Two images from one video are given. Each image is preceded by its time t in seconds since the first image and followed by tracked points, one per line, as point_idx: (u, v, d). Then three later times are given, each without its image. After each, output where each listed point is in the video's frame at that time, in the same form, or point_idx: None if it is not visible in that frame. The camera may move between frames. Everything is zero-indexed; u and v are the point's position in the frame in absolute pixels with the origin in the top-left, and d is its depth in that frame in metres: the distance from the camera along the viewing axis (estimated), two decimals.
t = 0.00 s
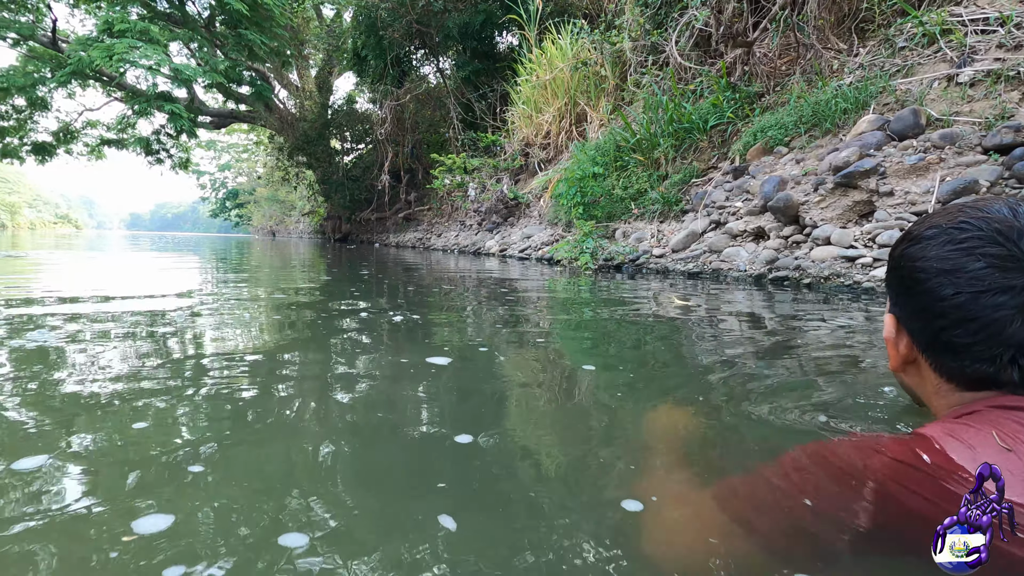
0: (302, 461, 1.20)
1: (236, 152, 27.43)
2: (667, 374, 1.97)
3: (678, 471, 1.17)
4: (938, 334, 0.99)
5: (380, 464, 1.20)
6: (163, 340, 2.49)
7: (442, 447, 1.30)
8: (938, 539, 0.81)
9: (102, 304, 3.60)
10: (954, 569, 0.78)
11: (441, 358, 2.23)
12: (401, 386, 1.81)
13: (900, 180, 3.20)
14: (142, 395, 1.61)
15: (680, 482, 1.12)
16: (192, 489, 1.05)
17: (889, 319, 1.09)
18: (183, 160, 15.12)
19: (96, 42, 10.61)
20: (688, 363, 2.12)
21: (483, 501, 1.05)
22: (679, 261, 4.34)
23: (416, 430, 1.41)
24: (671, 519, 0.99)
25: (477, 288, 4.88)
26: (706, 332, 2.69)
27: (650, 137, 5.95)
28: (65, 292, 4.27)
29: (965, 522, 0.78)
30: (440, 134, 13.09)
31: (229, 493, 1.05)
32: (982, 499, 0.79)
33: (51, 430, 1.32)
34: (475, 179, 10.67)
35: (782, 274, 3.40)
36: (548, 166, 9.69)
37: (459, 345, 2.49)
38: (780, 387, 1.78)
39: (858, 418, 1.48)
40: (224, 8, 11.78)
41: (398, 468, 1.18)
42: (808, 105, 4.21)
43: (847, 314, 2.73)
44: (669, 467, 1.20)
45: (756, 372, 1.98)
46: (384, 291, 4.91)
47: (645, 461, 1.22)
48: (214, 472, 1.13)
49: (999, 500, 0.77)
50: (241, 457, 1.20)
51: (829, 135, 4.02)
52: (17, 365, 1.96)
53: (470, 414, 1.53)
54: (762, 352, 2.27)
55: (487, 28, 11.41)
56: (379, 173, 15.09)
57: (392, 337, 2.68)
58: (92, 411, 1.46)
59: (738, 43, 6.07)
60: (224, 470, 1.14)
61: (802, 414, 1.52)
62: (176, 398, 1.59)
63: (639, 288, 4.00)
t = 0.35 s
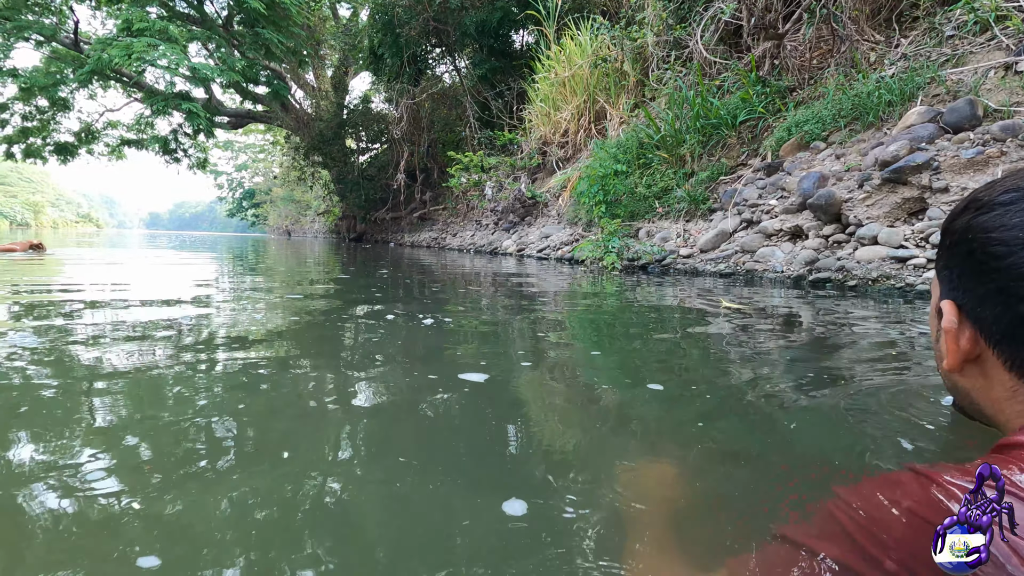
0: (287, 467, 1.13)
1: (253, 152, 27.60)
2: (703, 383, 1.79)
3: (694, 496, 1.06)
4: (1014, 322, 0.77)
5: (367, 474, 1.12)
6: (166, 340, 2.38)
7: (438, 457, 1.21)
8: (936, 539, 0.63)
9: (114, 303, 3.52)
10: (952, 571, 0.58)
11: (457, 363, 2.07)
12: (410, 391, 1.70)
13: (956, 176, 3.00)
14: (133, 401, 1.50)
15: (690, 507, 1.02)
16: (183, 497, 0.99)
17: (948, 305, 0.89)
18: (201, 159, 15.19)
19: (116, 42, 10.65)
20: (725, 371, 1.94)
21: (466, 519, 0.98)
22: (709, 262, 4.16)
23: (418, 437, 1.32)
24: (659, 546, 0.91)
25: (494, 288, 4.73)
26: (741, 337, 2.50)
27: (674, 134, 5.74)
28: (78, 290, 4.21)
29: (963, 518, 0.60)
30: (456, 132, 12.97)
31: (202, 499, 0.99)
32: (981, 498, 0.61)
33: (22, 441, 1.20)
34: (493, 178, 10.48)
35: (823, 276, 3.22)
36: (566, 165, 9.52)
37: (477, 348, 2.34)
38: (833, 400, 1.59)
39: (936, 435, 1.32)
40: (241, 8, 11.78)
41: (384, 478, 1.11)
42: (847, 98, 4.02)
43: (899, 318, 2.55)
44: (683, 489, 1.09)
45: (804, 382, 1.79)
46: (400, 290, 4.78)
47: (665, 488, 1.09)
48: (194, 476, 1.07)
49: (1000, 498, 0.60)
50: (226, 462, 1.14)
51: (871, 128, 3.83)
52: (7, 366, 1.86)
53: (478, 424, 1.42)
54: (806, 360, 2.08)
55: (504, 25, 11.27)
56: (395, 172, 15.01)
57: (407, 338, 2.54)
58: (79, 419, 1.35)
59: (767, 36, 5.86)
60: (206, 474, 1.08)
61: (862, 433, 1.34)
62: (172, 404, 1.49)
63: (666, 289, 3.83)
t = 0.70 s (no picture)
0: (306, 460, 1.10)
1: (269, 152, 27.79)
2: (745, 385, 1.68)
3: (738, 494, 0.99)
4: None
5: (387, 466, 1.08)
6: (182, 338, 2.32)
7: (462, 450, 1.17)
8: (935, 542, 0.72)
9: (130, 301, 3.48)
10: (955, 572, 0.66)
11: (481, 361, 1.99)
12: (432, 387, 1.63)
13: (1007, 172, 2.86)
14: (144, 397, 1.43)
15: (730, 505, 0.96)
16: (203, 490, 0.96)
17: None
18: (218, 159, 15.28)
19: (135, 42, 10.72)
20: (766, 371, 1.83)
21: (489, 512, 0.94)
22: (736, 262, 4.02)
23: (441, 430, 1.27)
24: (696, 538, 0.86)
25: (512, 287, 4.62)
26: (779, 338, 2.38)
27: (698, 131, 5.58)
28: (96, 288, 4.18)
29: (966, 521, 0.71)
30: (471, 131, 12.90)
31: (222, 491, 0.96)
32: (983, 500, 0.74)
33: (24, 438, 1.13)
34: (510, 177, 10.31)
35: (861, 278, 3.09)
36: (584, 164, 9.40)
37: (501, 346, 2.25)
38: (889, 402, 1.48)
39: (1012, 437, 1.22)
40: (259, 8, 11.82)
41: (404, 469, 1.08)
42: (883, 91, 3.88)
43: (947, 319, 2.42)
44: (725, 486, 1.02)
45: (853, 384, 1.68)
46: (416, 290, 4.71)
47: (710, 488, 1.01)
48: (213, 468, 1.04)
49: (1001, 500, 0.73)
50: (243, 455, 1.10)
51: (910, 123, 3.67)
52: (20, 363, 1.81)
53: (504, 420, 1.35)
54: (853, 361, 1.96)
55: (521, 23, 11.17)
56: (410, 172, 14.97)
57: (427, 337, 2.45)
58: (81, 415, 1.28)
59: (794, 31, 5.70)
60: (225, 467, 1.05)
61: (927, 432, 1.23)
62: (183, 398, 1.42)
63: (692, 290, 3.70)
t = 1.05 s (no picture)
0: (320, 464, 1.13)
1: (285, 152, 28.00)
2: (776, 390, 1.63)
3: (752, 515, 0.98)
4: None
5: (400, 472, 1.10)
6: (202, 338, 2.30)
7: (475, 456, 1.18)
8: (937, 540, 0.79)
9: (149, 300, 3.48)
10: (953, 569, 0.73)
11: (502, 364, 1.96)
12: (450, 390, 1.63)
13: None
14: (163, 401, 1.42)
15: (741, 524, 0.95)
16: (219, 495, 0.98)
17: None
18: (235, 160, 15.41)
19: (155, 44, 10.83)
20: (798, 376, 1.77)
21: (497, 521, 0.95)
22: (761, 262, 3.92)
23: (456, 436, 1.29)
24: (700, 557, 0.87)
25: (530, 288, 4.57)
26: (809, 341, 2.31)
27: (719, 129, 5.47)
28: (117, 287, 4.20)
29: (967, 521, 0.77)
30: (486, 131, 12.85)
31: (237, 495, 0.98)
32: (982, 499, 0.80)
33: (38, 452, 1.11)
34: (525, 176, 10.25)
35: (894, 279, 2.99)
36: (601, 163, 9.32)
37: (521, 348, 2.21)
38: (929, 410, 1.43)
39: None
40: (276, 9, 11.86)
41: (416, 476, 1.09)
42: (915, 87, 3.77)
43: (986, 322, 2.33)
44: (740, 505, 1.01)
45: (892, 388, 1.63)
46: (433, 289, 4.67)
47: (732, 511, 0.99)
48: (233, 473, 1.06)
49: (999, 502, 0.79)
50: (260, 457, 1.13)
51: (944, 119, 3.56)
52: (45, 363, 1.81)
53: (520, 427, 1.35)
54: (888, 365, 1.89)
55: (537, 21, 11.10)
56: (425, 171, 14.97)
57: (447, 338, 2.42)
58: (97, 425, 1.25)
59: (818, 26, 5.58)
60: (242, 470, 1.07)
61: (967, 449, 1.19)
62: (201, 402, 1.42)
63: (715, 291, 3.62)
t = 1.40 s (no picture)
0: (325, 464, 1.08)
1: (300, 152, 28.23)
2: (799, 389, 1.57)
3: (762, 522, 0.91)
4: None
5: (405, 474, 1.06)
6: (216, 334, 2.30)
7: (479, 454, 1.14)
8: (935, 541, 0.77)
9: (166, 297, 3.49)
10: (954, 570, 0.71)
11: (518, 363, 1.91)
12: (459, 387, 1.58)
13: None
14: (174, 397, 1.41)
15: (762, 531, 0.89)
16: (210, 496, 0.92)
17: None
18: (252, 160, 15.55)
19: (172, 45, 10.94)
20: (823, 376, 1.70)
21: (497, 526, 0.90)
22: (783, 262, 3.83)
23: (463, 433, 1.25)
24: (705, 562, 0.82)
25: (544, 287, 4.51)
26: (835, 341, 2.23)
27: (739, 125, 5.37)
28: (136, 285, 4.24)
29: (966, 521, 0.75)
30: (500, 130, 12.81)
31: (240, 488, 0.96)
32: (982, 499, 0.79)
33: (41, 447, 1.08)
34: (540, 175, 10.20)
35: (924, 280, 2.90)
36: (616, 161, 9.23)
37: (537, 346, 2.16)
38: (963, 409, 1.36)
39: None
40: (292, 10, 11.93)
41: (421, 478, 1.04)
42: (944, 81, 3.68)
43: None
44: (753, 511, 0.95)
45: (926, 388, 1.56)
46: (448, 288, 4.63)
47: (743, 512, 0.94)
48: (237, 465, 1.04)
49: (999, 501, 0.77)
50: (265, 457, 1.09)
51: (976, 114, 3.47)
52: (61, 356, 1.82)
53: (530, 426, 1.30)
54: (917, 365, 1.82)
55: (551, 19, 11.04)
56: (438, 171, 14.97)
57: (461, 336, 2.37)
58: (105, 422, 1.22)
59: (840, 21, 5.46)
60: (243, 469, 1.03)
61: (1009, 451, 1.12)
62: (212, 398, 1.40)
63: (736, 291, 3.54)
